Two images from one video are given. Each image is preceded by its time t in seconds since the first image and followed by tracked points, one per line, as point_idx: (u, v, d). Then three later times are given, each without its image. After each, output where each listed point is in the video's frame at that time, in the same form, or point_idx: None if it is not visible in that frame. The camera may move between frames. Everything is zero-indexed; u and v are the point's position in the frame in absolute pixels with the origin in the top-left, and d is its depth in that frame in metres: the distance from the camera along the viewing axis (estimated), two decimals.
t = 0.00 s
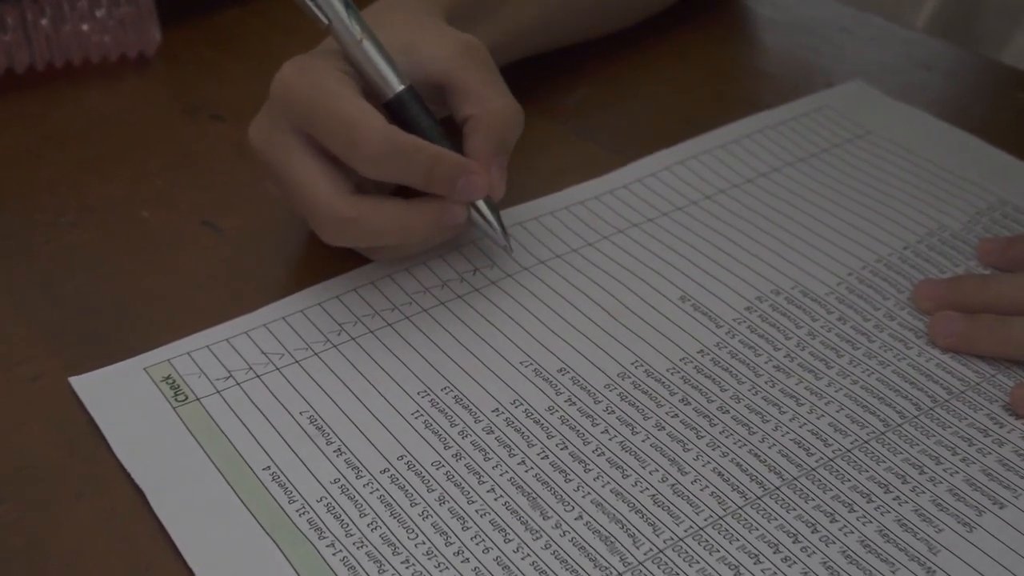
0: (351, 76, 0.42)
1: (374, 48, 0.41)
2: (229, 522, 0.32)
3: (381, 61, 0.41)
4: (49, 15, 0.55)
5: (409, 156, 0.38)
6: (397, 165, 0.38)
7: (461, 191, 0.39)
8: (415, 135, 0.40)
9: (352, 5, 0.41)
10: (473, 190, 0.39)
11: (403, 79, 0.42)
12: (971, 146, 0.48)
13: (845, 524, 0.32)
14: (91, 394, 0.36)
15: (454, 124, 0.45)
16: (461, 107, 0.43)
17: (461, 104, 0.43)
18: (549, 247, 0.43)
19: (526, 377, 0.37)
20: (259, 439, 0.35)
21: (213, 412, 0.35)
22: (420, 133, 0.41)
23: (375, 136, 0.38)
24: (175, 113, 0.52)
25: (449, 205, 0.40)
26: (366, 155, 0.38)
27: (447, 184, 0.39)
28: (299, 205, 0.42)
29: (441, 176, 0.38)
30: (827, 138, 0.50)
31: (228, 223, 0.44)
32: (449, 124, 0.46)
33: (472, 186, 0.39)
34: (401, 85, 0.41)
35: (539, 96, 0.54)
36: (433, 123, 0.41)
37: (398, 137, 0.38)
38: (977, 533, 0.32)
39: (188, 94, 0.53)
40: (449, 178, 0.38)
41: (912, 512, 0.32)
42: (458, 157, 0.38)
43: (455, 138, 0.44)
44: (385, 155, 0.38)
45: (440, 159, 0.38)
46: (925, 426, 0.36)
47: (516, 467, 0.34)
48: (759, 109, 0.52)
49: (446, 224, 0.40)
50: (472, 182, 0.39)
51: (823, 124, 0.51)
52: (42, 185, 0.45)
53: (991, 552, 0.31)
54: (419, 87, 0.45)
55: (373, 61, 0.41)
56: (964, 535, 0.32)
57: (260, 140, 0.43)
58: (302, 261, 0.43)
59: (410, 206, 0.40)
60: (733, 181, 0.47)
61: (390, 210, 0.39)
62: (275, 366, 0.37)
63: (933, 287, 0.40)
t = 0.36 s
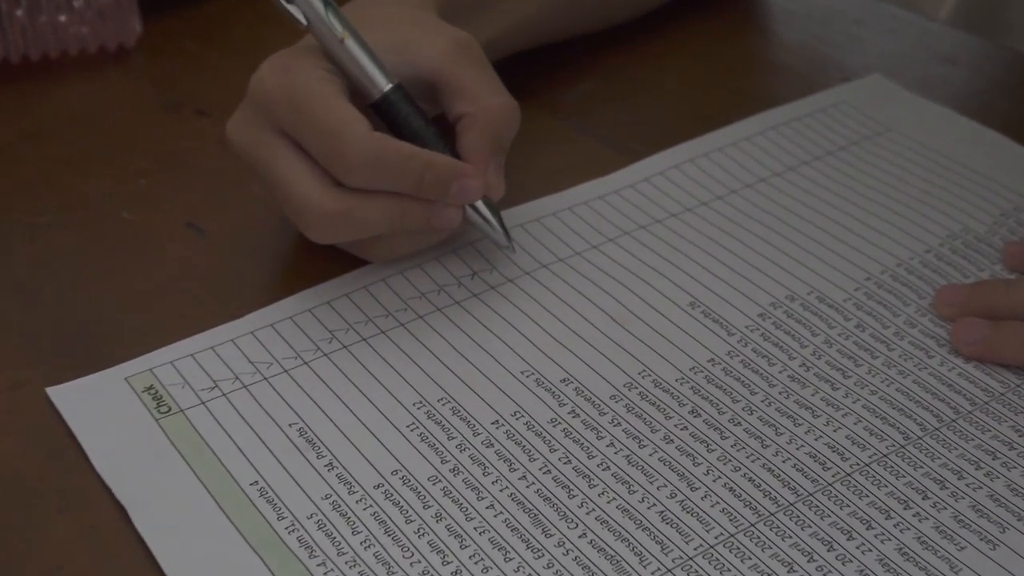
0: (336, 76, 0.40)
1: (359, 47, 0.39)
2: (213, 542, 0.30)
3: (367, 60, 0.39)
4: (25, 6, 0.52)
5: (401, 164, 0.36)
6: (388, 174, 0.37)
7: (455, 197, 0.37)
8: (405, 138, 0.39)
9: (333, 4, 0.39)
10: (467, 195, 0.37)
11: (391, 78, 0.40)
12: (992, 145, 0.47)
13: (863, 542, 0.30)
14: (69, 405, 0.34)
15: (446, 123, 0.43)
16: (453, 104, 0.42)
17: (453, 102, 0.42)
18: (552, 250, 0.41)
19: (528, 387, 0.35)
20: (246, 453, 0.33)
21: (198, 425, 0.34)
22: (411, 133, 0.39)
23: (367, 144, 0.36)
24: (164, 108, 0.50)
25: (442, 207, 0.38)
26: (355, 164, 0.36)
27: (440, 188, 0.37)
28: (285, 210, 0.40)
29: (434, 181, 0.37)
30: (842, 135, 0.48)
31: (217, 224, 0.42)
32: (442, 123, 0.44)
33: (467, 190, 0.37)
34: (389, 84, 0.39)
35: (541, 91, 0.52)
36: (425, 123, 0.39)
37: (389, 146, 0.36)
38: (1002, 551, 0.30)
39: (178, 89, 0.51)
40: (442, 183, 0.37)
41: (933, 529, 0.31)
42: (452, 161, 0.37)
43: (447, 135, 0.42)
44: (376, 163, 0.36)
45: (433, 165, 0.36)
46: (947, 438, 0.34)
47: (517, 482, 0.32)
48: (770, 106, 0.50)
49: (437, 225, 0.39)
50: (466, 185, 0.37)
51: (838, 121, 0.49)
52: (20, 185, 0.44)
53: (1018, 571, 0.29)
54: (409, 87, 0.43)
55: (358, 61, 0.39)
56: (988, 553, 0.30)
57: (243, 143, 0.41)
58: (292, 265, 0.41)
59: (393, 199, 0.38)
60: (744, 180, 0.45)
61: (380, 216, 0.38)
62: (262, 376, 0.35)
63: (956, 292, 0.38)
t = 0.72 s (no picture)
0: (330, 69, 0.38)
1: (355, 38, 0.37)
2: (198, 563, 0.28)
3: (364, 53, 0.37)
4: None
5: (397, 161, 0.35)
6: (384, 172, 0.35)
7: (452, 198, 0.36)
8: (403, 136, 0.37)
9: None
10: (465, 196, 0.36)
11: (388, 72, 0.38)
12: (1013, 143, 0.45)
13: (884, 559, 0.28)
14: (47, 416, 0.32)
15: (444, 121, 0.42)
16: (452, 103, 0.40)
17: (452, 101, 0.40)
18: (556, 252, 0.40)
19: (531, 397, 0.33)
20: (234, 467, 0.31)
21: (184, 437, 0.32)
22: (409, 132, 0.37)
23: (361, 139, 0.35)
24: (153, 104, 0.48)
25: (436, 210, 0.37)
26: (349, 161, 0.35)
27: (436, 187, 0.35)
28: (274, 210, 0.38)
29: (430, 179, 0.35)
30: (858, 131, 0.46)
31: (207, 226, 0.40)
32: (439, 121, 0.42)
33: (463, 191, 0.36)
34: (386, 79, 0.37)
35: (546, 85, 0.50)
36: (423, 121, 0.37)
37: (384, 142, 0.35)
38: None
39: (168, 83, 0.50)
40: (440, 182, 0.35)
41: (956, 545, 0.29)
42: (449, 159, 0.35)
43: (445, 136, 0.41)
44: (371, 160, 0.35)
45: (431, 162, 0.35)
46: (973, 450, 0.32)
47: (519, 497, 0.30)
48: (783, 101, 0.48)
49: (429, 227, 0.37)
50: (463, 187, 0.35)
51: (854, 116, 0.47)
52: None
53: None
54: (407, 85, 0.41)
55: (354, 54, 0.37)
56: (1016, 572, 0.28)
57: (230, 139, 0.39)
58: (284, 268, 0.39)
59: (386, 197, 0.36)
60: (757, 179, 0.43)
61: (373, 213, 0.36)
62: (251, 386, 0.34)
63: (981, 297, 0.36)
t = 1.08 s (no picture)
0: (319, 62, 0.36)
1: (343, 28, 0.35)
2: None
3: (353, 44, 0.35)
4: None
5: (387, 158, 0.33)
6: (373, 169, 0.33)
7: (444, 197, 0.34)
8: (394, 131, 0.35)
9: None
10: (457, 195, 0.34)
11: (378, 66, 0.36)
12: None
13: None
14: (24, 427, 0.30)
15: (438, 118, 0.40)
16: (445, 98, 0.38)
17: (446, 95, 0.38)
18: (560, 253, 0.38)
19: (535, 406, 0.32)
20: (222, 479, 0.29)
21: (169, 448, 0.30)
22: (400, 127, 0.35)
23: (350, 134, 0.33)
24: (134, 97, 0.46)
25: (430, 210, 0.36)
26: (337, 157, 0.33)
27: (428, 186, 0.34)
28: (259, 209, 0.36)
29: (423, 176, 0.33)
30: (876, 125, 0.44)
31: (195, 226, 0.39)
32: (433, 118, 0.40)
33: (456, 191, 0.34)
34: (376, 73, 0.35)
35: (550, 77, 0.48)
36: (415, 116, 0.36)
37: (375, 137, 0.33)
38: None
39: (157, 77, 0.48)
40: (432, 180, 0.34)
41: (983, 562, 0.27)
42: (441, 156, 0.34)
43: (439, 133, 0.39)
44: (361, 156, 0.33)
45: (423, 159, 0.33)
46: (1001, 461, 0.30)
47: (522, 511, 0.28)
48: (796, 94, 0.47)
49: (422, 228, 0.36)
50: (456, 187, 0.34)
51: (871, 109, 0.45)
52: None
53: None
54: (400, 81, 0.39)
55: (342, 44, 0.35)
56: None
57: (213, 135, 0.37)
58: (274, 270, 0.37)
59: (377, 197, 0.35)
60: (768, 175, 0.41)
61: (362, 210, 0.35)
62: (239, 395, 0.32)
63: (1009, 299, 0.34)
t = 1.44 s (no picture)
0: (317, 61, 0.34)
1: (345, 25, 0.33)
2: None
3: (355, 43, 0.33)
4: None
5: (385, 166, 0.32)
6: (370, 178, 0.32)
7: (443, 209, 0.33)
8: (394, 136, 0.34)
9: None
10: (458, 207, 0.32)
11: (379, 64, 0.34)
12: None
13: None
14: None
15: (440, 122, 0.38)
16: (451, 103, 0.36)
17: (452, 100, 0.36)
18: (560, 254, 0.36)
19: (534, 415, 0.30)
20: (202, 491, 0.28)
21: (148, 458, 0.29)
22: (400, 132, 0.34)
23: (347, 142, 0.31)
24: (110, 89, 0.44)
25: (425, 218, 0.34)
26: (333, 166, 0.32)
27: (426, 197, 0.32)
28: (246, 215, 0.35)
29: (422, 187, 0.32)
30: (891, 119, 0.42)
31: (178, 225, 0.37)
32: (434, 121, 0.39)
33: (456, 203, 0.32)
34: (378, 73, 0.34)
35: (553, 69, 0.46)
36: (415, 120, 0.34)
37: (373, 145, 0.31)
38: None
39: (145, 67, 0.46)
40: (431, 191, 0.32)
41: None
42: (443, 166, 0.32)
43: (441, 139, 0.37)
44: (358, 166, 0.31)
45: (423, 168, 0.32)
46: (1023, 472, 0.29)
47: (518, 526, 0.27)
48: (804, 86, 0.45)
49: (417, 236, 0.35)
50: (456, 199, 0.32)
51: (887, 102, 0.43)
52: None
53: None
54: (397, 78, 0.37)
55: (343, 43, 0.33)
56: None
57: (201, 134, 0.35)
58: (260, 272, 0.36)
59: (370, 207, 0.34)
60: (776, 171, 0.40)
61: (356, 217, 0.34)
62: (222, 404, 0.30)
63: None
